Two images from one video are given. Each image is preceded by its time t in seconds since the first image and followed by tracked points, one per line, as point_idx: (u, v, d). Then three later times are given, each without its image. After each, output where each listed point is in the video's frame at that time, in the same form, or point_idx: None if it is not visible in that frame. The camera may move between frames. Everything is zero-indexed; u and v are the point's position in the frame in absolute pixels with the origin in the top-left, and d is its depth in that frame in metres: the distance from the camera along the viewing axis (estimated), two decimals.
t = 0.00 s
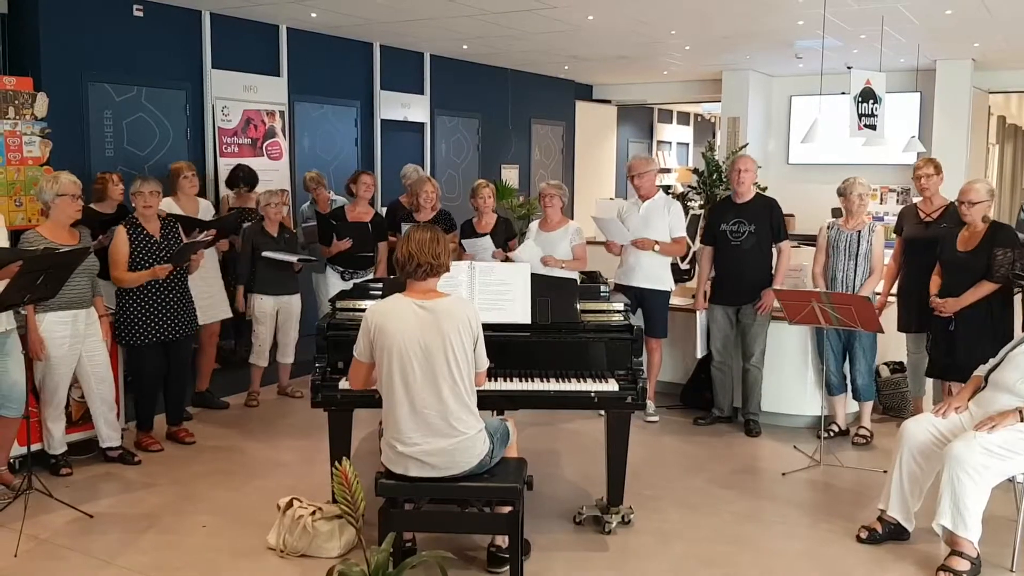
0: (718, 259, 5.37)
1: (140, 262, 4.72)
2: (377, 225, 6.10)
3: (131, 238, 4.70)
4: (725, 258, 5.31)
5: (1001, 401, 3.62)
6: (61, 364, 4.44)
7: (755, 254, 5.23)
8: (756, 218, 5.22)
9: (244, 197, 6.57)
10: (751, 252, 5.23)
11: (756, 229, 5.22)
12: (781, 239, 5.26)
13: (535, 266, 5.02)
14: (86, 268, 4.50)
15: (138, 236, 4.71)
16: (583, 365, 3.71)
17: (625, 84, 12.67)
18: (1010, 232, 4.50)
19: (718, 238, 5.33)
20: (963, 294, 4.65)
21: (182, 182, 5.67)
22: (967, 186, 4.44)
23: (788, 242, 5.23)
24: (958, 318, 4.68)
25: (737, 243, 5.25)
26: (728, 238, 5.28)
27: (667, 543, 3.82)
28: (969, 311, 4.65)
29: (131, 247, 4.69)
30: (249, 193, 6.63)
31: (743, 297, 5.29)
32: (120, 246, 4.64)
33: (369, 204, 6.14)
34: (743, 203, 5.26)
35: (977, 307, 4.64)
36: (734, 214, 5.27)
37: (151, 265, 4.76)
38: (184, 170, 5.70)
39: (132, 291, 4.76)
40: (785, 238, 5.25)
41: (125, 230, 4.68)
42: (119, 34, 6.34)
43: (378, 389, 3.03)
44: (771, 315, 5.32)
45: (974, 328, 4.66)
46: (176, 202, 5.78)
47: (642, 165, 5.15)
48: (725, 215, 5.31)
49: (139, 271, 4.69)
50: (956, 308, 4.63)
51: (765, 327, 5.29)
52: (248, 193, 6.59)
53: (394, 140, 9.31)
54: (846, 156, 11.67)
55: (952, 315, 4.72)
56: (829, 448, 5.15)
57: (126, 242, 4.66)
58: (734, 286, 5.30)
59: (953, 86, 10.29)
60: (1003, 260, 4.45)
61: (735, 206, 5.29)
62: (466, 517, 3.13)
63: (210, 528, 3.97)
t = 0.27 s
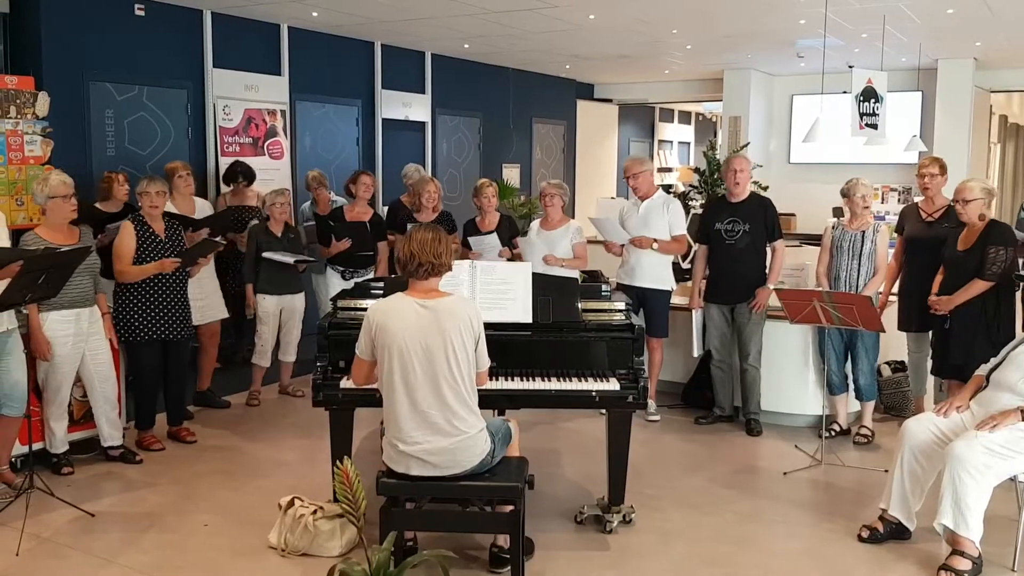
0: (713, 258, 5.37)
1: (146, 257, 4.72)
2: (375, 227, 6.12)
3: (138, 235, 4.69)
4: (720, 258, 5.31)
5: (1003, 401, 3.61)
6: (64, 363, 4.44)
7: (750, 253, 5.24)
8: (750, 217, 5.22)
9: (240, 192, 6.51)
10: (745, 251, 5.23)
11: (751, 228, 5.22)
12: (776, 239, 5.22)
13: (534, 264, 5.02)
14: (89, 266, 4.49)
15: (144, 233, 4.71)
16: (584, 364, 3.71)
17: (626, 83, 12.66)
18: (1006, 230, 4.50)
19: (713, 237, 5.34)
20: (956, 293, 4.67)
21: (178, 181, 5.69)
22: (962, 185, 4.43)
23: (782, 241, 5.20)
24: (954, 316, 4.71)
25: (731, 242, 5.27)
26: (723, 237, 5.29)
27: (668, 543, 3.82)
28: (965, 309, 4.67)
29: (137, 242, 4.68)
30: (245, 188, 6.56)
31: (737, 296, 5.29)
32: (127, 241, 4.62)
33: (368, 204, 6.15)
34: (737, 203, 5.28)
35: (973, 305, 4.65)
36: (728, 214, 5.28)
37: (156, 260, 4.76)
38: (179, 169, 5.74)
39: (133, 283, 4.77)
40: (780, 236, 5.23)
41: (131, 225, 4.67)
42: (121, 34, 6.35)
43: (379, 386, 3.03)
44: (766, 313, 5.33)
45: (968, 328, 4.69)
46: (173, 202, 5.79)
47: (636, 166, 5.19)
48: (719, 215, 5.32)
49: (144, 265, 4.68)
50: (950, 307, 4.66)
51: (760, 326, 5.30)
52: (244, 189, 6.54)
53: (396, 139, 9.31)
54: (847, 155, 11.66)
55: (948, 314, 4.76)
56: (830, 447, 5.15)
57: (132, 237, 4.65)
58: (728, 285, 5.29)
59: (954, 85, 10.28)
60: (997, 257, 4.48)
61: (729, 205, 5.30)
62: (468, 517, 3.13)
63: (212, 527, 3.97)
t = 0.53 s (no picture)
0: (711, 258, 5.36)
1: (148, 253, 4.73)
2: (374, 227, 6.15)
3: (139, 233, 4.69)
4: (718, 258, 5.30)
5: (1007, 401, 3.60)
6: (69, 362, 4.44)
7: (749, 253, 5.23)
8: (749, 218, 5.22)
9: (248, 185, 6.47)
10: (743, 251, 5.23)
11: (749, 228, 5.22)
12: (774, 239, 5.25)
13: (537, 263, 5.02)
14: (94, 266, 4.49)
15: (146, 231, 4.71)
16: (588, 364, 3.71)
17: (630, 83, 12.66)
18: (1012, 232, 4.46)
19: (711, 237, 5.33)
20: (960, 294, 4.67)
21: (182, 181, 5.69)
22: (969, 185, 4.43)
23: (781, 242, 5.23)
24: (958, 316, 4.70)
25: (730, 242, 5.26)
26: (721, 237, 5.28)
27: (672, 542, 3.82)
28: (969, 310, 4.67)
29: (139, 239, 4.68)
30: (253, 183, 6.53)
31: (736, 296, 5.28)
32: (129, 238, 4.63)
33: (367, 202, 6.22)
34: (735, 203, 5.27)
35: (977, 305, 4.65)
36: (727, 214, 5.27)
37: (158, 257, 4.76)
38: (184, 170, 5.73)
39: (138, 281, 4.77)
40: (778, 237, 5.25)
41: (132, 223, 4.68)
42: (125, 33, 6.35)
43: (385, 386, 3.03)
44: (764, 313, 5.32)
45: (972, 328, 4.68)
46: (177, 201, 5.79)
47: (639, 165, 5.18)
48: (718, 215, 5.31)
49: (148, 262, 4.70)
50: (954, 307, 4.65)
51: (760, 326, 5.29)
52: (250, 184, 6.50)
53: (399, 139, 9.31)
54: (851, 155, 11.64)
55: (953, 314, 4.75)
56: (834, 447, 5.14)
57: (134, 234, 4.65)
58: (726, 285, 5.28)
59: (958, 85, 10.27)
60: (1002, 259, 4.45)
61: (728, 206, 5.29)
62: (472, 516, 3.13)
63: (215, 526, 3.97)
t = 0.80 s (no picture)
0: (713, 259, 5.36)
1: (145, 263, 4.73)
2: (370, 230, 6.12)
3: (138, 239, 4.70)
4: (721, 259, 5.30)
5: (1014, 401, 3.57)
6: (72, 364, 4.45)
7: (750, 254, 5.22)
8: (750, 218, 5.21)
9: (256, 182, 6.55)
10: (745, 251, 5.22)
11: (751, 228, 5.21)
12: (775, 238, 5.22)
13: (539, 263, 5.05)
14: (98, 269, 4.51)
15: (144, 237, 4.72)
16: (591, 365, 3.71)
17: (634, 84, 12.65)
18: (1020, 233, 4.47)
19: (712, 238, 5.32)
20: (969, 295, 4.64)
21: (191, 183, 5.72)
22: (981, 186, 4.43)
23: (782, 240, 5.20)
24: (964, 317, 4.70)
25: (731, 243, 5.25)
26: (723, 238, 5.27)
27: (676, 543, 3.82)
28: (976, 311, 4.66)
29: (137, 246, 4.69)
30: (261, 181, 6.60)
31: (739, 297, 5.28)
32: (128, 246, 4.64)
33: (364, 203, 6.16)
34: (736, 204, 5.27)
35: (985, 306, 4.62)
36: (728, 215, 5.27)
37: (156, 265, 4.76)
38: (192, 171, 5.75)
39: (142, 292, 4.78)
40: (779, 236, 5.24)
41: (131, 231, 4.68)
42: (131, 35, 6.37)
43: (392, 387, 3.04)
44: (767, 313, 5.31)
45: (979, 329, 4.67)
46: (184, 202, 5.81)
47: (644, 166, 5.19)
48: (719, 215, 5.30)
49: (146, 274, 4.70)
50: (961, 309, 4.64)
51: (763, 326, 5.28)
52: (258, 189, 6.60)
53: (404, 140, 9.32)
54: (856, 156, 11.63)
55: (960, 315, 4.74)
56: (839, 448, 5.13)
57: (132, 242, 4.66)
58: (727, 287, 5.29)
59: (964, 85, 10.24)
60: (1011, 261, 4.44)
61: (729, 206, 5.28)
62: (476, 517, 3.13)
63: (220, 527, 3.98)
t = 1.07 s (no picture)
0: (718, 264, 5.34)
1: (155, 262, 4.73)
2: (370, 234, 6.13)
3: (148, 239, 4.72)
4: (726, 265, 5.29)
5: None
6: (80, 368, 4.47)
7: (755, 259, 5.22)
8: (755, 223, 5.21)
9: (269, 186, 6.58)
10: (750, 256, 5.21)
11: (756, 233, 5.21)
12: (780, 243, 5.22)
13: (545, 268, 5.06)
14: (105, 272, 4.50)
15: (154, 237, 4.73)
16: (597, 370, 3.70)
17: (639, 88, 12.65)
18: None
19: (717, 243, 5.30)
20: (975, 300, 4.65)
21: (202, 187, 5.75)
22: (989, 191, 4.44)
23: (787, 245, 5.20)
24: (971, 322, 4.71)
25: (736, 248, 5.24)
26: (728, 243, 5.26)
27: (682, 548, 3.81)
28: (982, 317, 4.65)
29: (147, 247, 4.70)
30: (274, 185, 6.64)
31: (745, 302, 5.26)
32: (137, 246, 4.67)
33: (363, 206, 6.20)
34: (741, 209, 5.25)
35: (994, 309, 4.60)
36: (732, 220, 5.25)
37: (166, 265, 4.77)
38: (203, 175, 5.78)
39: (147, 290, 4.79)
40: (784, 241, 5.24)
41: (140, 230, 4.71)
42: (138, 40, 6.39)
43: (398, 391, 3.03)
44: (774, 318, 5.30)
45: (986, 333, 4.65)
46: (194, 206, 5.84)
47: (651, 170, 5.18)
48: (723, 221, 5.28)
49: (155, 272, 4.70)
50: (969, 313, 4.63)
51: (770, 330, 5.27)
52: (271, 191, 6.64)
53: (410, 144, 9.33)
54: (863, 160, 11.61)
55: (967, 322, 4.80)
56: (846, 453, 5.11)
57: (142, 241, 4.69)
58: (733, 291, 5.29)
59: (971, 89, 10.22)
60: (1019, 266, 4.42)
61: (733, 211, 5.26)
62: (481, 522, 3.13)
63: (226, 531, 3.98)
